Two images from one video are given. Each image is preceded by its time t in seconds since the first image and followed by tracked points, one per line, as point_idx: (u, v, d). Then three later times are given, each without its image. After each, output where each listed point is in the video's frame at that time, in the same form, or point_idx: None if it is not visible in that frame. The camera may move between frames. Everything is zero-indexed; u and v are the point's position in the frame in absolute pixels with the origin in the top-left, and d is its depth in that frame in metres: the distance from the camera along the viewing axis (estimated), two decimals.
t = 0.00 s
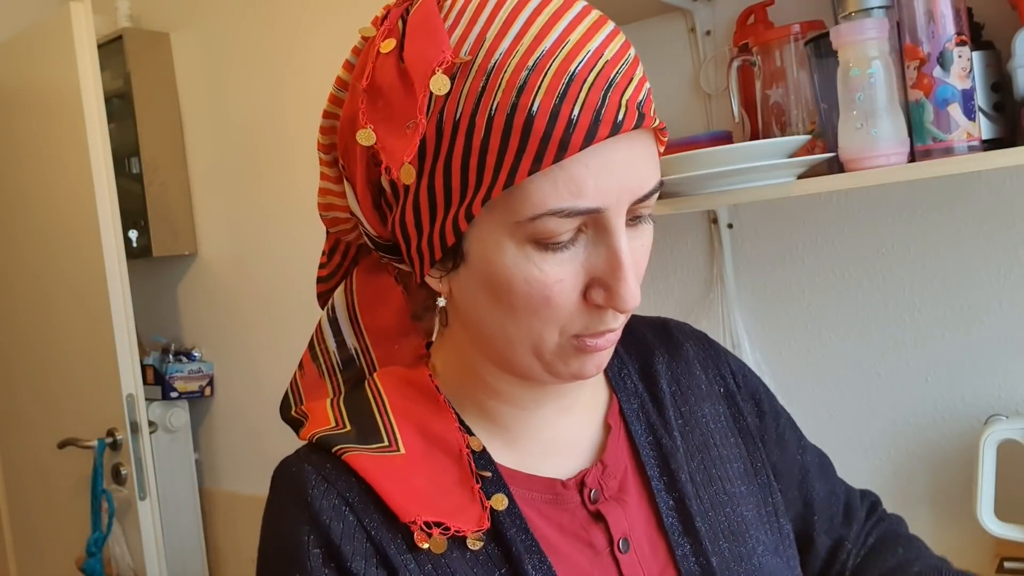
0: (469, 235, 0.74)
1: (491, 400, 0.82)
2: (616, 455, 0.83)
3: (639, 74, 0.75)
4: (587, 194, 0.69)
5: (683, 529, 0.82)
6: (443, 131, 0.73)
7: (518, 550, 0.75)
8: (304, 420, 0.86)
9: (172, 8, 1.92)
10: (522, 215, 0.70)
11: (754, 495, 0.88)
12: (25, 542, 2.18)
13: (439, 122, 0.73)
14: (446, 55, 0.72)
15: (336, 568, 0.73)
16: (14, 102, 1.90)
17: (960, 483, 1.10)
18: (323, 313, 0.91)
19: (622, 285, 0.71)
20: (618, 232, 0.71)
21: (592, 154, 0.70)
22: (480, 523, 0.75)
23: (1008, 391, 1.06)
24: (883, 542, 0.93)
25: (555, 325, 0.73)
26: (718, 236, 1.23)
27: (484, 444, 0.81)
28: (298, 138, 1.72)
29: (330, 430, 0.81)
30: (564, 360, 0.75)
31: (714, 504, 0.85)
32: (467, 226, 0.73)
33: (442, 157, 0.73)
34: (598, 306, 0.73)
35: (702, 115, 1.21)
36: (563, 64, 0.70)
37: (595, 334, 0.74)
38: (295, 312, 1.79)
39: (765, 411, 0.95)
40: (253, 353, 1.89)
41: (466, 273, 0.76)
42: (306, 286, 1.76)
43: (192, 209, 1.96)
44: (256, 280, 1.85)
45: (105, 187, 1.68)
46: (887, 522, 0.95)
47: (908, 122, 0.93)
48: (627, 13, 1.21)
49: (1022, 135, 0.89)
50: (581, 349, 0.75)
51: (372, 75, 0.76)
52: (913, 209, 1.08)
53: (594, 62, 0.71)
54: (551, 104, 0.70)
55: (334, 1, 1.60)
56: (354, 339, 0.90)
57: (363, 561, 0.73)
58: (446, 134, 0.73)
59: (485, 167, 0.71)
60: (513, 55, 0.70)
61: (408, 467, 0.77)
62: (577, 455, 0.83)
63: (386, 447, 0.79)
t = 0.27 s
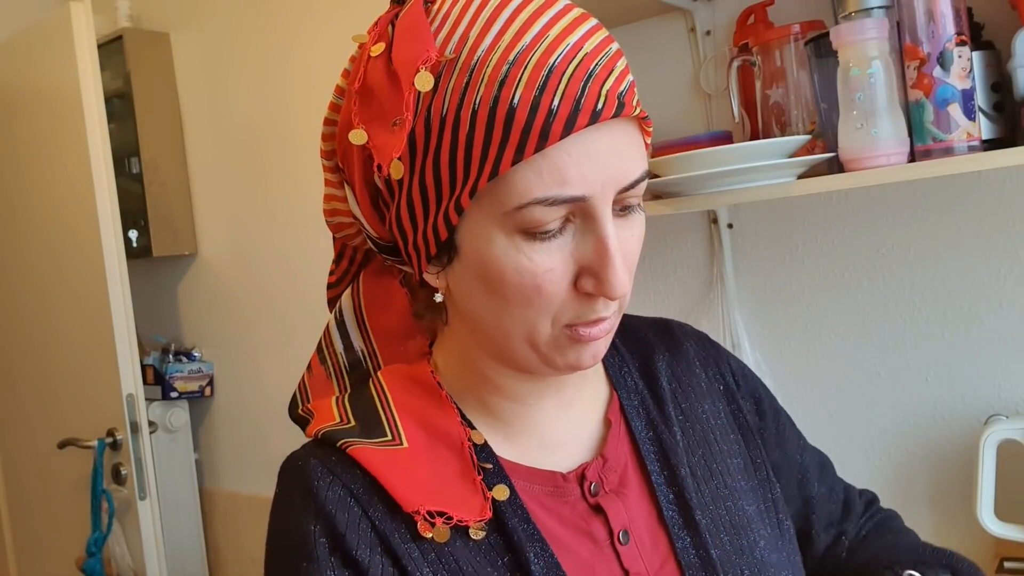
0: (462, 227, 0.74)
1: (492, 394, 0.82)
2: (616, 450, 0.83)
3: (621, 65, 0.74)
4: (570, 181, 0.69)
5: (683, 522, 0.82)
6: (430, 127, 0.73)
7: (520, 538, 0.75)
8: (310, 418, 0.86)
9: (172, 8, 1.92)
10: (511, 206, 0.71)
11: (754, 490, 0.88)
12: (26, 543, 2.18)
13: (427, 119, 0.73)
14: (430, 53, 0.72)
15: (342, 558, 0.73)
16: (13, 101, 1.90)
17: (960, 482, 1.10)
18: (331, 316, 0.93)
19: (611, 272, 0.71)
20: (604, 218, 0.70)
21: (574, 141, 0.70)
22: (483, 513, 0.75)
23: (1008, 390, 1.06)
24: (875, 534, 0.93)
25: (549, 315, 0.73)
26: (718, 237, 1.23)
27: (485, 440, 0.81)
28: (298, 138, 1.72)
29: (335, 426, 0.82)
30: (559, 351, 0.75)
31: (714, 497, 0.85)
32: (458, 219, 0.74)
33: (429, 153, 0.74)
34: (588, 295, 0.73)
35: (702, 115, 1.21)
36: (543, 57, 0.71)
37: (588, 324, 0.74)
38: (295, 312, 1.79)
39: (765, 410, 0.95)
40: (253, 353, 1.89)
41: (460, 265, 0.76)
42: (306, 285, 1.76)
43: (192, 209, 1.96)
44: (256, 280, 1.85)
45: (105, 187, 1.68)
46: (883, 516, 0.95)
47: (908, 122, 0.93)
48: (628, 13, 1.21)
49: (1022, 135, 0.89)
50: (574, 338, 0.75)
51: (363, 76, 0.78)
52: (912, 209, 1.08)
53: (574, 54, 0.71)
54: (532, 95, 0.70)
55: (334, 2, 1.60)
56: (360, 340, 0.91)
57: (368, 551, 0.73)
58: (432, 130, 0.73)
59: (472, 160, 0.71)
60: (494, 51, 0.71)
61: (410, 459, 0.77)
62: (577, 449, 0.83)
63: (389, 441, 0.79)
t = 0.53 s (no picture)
0: (456, 225, 0.74)
1: (489, 392, 0.82)
2: (614, 448, 0.83)
3: (608, 64, 0.74)
4: (558, 177, 0.69)
5: (680, 519, 0.82)
6: (420, 128, 0.74)
7: (520, 536, 0.74)
8: (311, 417, 0.86)
9: (172, 8, 1.92)
10: (501, 203, 0.71)
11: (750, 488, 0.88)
12: (26, 543, 2.18)
13: (418, 120, 0.74)
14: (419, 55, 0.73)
15: (344, 555, 0.73)
16: (13, 101, 1.90)
17: (960, 482, 1.10)
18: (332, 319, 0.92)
19: (602, 266, 0.71)
20: (595, 214, 0.71)
21: (560, 138, 0.70)
22: (482, 510, 0.75)
23: (1008, 391, 1.06)
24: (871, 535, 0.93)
25: (542, 310, 0.73)
26: (718, 236, 1.23)
27: (484, 436, 0.81)
28: (298, 138, 1.72)
29: (336, 423, 0.82)
30: (553, 347, 0.75)
31: (711, 495, 0.84)
32: (451, 218, 0.74)
33: (420, 153, 0.74)
34: (582, 290, 0.73)
35: (702, 115, 1.21)
36: (529, 56, 0.71)
37: (580, 319, 0.74)
38: (295, 312, 1.79)
39: (760, 410, 0.95)
40: (253, 353, 1.89)
41: (455, 263, 0.76)
42: (306, 285, 1.76)
43: (192, 209, 1.96)
44: (256, 280, 1.85)
45: (105, 187, 1.68)
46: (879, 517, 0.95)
47: (908, 122, 0.93)
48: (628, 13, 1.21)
49: (1022, 135, 0.89)
50: (568, 334, 0.75)
51: (356, 81, 0.78)
52: (912, 209, 1.08)
53: (560, 53, 0.71)
54: (519, 93, 0.70)
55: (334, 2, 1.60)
56: (360, 343, 0.91)
57: (369, 547, 0.73)
58: (423, 131, 0.74)
59: (463, 160, 0.72)
60: (482, 51, 0.71)
61: (410, 457, 0.77)
62: (575, 447, 0.83)
63: (389, 438, 0.79)
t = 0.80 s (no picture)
0: (451, 227, 0.74)
1: (486, 392, 0.82)
2: (610, 448, 0.83)
3: (604, 67, 0.74)
4: (553, 180, 0.70)
5: (676, 518, 0.82)
6: (416, 130, 0.74)
7: (517, 534, 0.75)
8: (308, 415, 0.86)
9: (172, 8, 1.92)
10: (495, 205, 0.71)
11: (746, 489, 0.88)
12: (26, 543, 2.18)
13: (414, 122, 0.74)
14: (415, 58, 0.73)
15: (342, 552, 0.73)
16: (13, 101, 1.90)
17: (960, 483, 1.10)
18: (329, 316, 0.92)
19: (596, 268, 0.71)
20: (589, 216, 0.71)
21: (556, 141, 0.70)
22: (480, 509, 0.75)
23: (1007, 391, 1.06)
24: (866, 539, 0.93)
25: (537, 311, 0.73)
26: (718, 236, 1.23)
27: (481, 435, 0.81)
28: (298, 138, 1.72)
29: (334, 422, 0.82)
30: (549, 347, 0.76)
31: (708, 494, 0.85)
32: (447, 219, 0.74)
33: (416, 155, 0.74)
34: (577, 291, 0.73)
35: (702, 115, 1.21)
36: (525, 59, 0.71)
37: (575, 319, 0.74)
38: (295, 312, 1.79)
39: (756, 412, 0.95)
40: (253, 352, 1.89)
41: (450, 264, 0.76)
42: (306, 285, 1.76)
43: (192, 209, 1.96)
44: (256, 280, 1.85)
45: (105, 187, 1.68)
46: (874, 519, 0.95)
47: (908, 122, 0.93)
48: (628, 13, 1.21)
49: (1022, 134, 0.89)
50: (563, 334, 0.75)
51: (352, 82, 0.78)
52: (912, 209, 1.08)
53: (555, 56, 0.72)
54: (514, 96, 0.70)
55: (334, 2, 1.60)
56: (358, 343, 0.91)
57: (367, 545, 0.73)
58: (419, 132, 0.74)
59: (459, 162, 0.72)
60: (477, 54, 0.71)
61: (408, 455, 0.77)
62: (572, 446, 0.83)
63: (387, 437, 0.79)
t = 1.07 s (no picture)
0: (444, 231, 0.74)
1: (477, 394, 0.82)
2: (604, 450, 0.83)
3: (597, 70, 0.74)
4: (547, 183, 0.70)
5: (670, 520, 0.82)
6: (409, 133, 0.74)
7: (510, 537, 0.75)
8: (301, 419, 0.87)
9: (172, 8, 1.92)
10: (489, 209, 0.71)
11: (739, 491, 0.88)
12: (26, 543, 2.18)
13: (406, 126, 0.74)
14: (407, 61, 0.73)
15: (335, 555, 0.73)
16: (13, 101, 1.90)
17: (960, 483, 1.10)
18: (322, 319, 0.92)
19: (589, 272, 0.71)
20: (583, 221, 0.71)
21: (548, 146, 0.70)
22: (472, 511, 0.76)
23: (1007, 390, 1.06)
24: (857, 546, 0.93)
25: (529, 315, 0.73)
26: (718, 236, 1.23)
27: (473, 437, 0.81)
28: (298, 138, 1.72)
29: (326, 425, 0.82)
30: (540, 351, 0.75)
31: (700, 497, 0.85)
32: (439, 223, 0.74)
33: (409, 158, 0.74)
34: (570, 295, 0.73)
35: (702, 115, 1.21)
36: (517, 63, 0.71)
37: (567, 323, 0.74)
38: (295, 312, 1.79)
39: (749, 414, 0.95)
40: (253, 352, 1.89)
41: (443, 267, 0.76)
42: (306, 285, 1.76)
43: (192, 209, 1.96)
44: (256, 279, 1.85)
45: (105, 187, 1.68)
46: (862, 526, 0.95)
47: (908, 122, 0.93)
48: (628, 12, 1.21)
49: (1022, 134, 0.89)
50: (554, 338, 0.75)
51: (344, 84, 0.78)
52: (912, 209, 1.08)
53: (548, 60, 0.72)
54: (507, 101, 0.70)
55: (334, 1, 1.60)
56: (350, 344, 0.90)
57: (360, 548, 0.73)
58: (411, 136, 0.74)
59: (452, 166, 0.72)
60: (470, 58, 0.71)
61: (401, 459, 0.77)
62: (566, 446, 0.83)
63: (380, 440, 0.79)
